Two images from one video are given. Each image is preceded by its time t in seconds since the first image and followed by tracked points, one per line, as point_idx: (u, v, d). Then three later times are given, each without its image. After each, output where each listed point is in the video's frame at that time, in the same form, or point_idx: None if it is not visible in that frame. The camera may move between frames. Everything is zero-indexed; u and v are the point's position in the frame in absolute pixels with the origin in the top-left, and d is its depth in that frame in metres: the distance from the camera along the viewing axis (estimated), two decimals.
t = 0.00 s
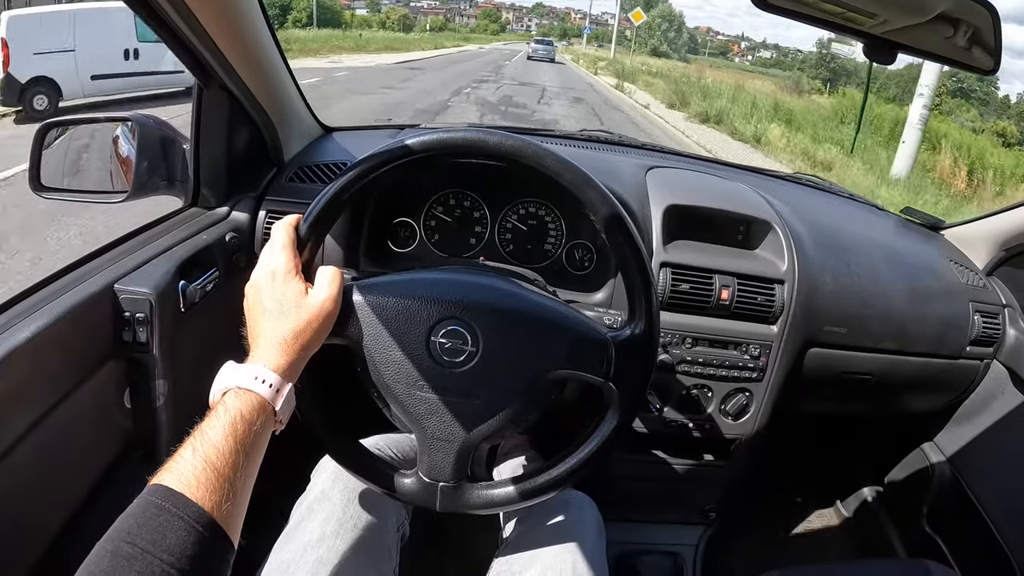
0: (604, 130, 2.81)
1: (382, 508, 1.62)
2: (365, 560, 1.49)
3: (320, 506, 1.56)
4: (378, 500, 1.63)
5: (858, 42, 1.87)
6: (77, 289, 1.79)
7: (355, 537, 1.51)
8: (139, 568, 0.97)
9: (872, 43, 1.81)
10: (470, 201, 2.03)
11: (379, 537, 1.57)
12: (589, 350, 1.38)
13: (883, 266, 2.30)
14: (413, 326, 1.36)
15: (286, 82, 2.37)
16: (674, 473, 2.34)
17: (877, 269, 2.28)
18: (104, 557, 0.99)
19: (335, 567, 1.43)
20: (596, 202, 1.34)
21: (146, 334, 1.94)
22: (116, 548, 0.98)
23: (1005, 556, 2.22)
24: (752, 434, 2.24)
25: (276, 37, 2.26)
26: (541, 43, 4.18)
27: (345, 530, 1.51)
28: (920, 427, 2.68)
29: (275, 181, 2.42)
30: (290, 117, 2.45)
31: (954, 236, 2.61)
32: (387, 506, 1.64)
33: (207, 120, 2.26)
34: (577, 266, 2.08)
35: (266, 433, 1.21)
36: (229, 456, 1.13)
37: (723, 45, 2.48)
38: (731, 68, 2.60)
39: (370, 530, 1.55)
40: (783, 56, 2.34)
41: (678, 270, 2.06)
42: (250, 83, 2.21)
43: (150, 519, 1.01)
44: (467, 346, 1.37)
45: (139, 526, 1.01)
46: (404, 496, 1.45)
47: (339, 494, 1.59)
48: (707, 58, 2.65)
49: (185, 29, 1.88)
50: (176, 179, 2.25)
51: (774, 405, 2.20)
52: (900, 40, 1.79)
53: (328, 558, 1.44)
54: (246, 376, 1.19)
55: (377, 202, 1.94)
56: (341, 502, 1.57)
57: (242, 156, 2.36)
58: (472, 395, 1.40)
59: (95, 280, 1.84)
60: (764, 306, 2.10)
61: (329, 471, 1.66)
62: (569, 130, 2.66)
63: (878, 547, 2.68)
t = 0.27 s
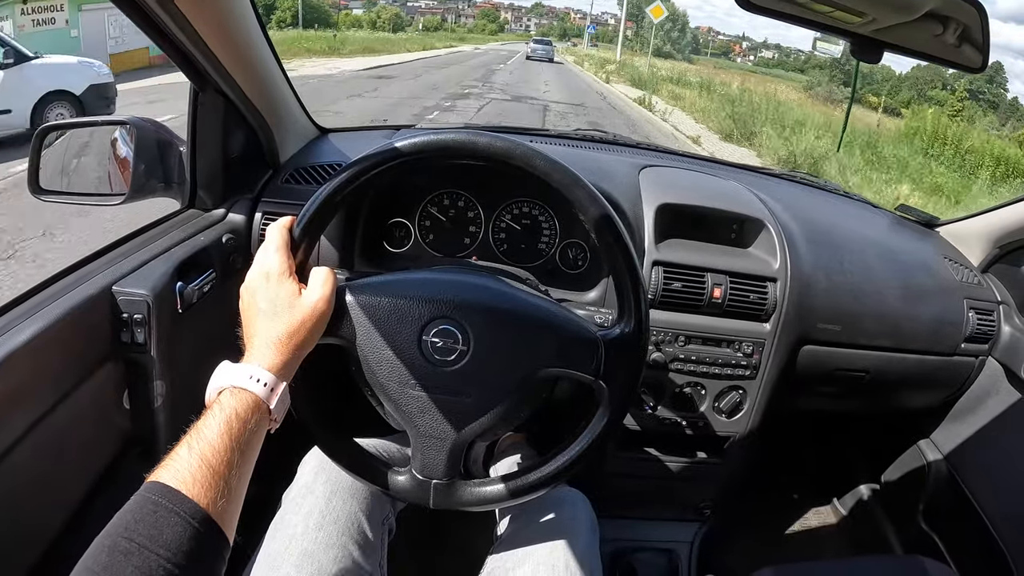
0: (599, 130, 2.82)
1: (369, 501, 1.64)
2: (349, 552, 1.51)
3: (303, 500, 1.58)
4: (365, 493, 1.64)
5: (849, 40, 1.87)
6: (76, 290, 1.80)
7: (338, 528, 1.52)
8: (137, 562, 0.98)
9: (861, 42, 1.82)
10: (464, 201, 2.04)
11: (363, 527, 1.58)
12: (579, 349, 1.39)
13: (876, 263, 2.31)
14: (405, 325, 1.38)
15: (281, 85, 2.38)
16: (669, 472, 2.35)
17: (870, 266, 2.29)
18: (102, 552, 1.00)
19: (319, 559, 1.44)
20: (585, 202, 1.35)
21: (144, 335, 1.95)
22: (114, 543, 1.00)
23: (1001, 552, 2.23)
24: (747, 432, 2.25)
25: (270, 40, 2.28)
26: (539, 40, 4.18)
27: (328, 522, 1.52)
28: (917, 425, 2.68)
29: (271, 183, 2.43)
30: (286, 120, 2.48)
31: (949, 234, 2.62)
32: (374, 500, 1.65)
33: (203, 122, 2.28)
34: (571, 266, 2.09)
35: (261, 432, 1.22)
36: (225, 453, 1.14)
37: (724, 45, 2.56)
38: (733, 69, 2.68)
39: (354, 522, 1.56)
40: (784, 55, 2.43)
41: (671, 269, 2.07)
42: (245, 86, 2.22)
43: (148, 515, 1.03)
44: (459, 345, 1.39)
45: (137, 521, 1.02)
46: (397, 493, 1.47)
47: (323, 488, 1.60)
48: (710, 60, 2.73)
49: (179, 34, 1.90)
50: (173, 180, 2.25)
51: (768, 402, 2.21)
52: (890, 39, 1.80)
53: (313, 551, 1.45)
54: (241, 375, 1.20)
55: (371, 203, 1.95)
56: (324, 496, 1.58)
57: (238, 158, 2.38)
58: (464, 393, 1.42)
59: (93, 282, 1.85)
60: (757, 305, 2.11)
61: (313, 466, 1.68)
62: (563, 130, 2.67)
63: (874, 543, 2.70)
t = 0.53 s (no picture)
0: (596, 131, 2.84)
1: (346, 499, 1.66)
2: (331, 547, 1.52)
3: (281, 498, 1.60)
4: (343, 491, 1.66)
5: (842, 42, 1.89)
6: (77, 294, 1.81)
7: (317, 522, 1.54)
8: (142, 563, 0.99)
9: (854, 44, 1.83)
10: (461, 203, 2.06)
11: (342, 523, 1.60)
12: (575, 350, 1.41)
13: (872, 262, 2.32)
14: (403, 328, 1.39)
15: (278, 88, 2.40)
16: (666, 471, 2.37)
17: (866, 266, 2.30)
18: (107, 553, 1.01)
19: (300, 553, 1.46)
20: (580, 206, 1.36)
21: (145, 339, 1.97)
22: (118, 544, 1.01)
23: (999, 550, 2.24)
24: (744, 431, 2.27)
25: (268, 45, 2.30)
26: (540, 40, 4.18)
27: (307, 517, 1.54)
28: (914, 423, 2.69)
29: (270, 186, 2.45)
30: (285, 124, 2.49)
31: (945, 233, 2.63)
32: (351, 497, 1.67)
33: (202, 126, 2.30)
34: (568, 267, 2.10)
35: (261, 434, 1.23)
36: (226, 455, 1.15)
37: (725, 45, 2.58)
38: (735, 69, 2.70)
39: (332, 517, 1.58)
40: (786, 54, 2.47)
41: (667, 270, 2.09)
42: (242, 89, 2.24)
43: (151, 516, 1.04)
44: (456, 347, 1.40)
45: (141, 523, 1.03)
46: (396, 494, 1.48)
47: (300, 485, 1.62)
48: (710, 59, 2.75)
49: (176, 39, 1.92)
50: (172, 185, 2.30)
51: (765, 401, 2.23)
52: (882, 40, 1.81)
53: (293, 545, 1.47)
54: (242, 378, 1.21)
55: (369, 207, 1.97)
56: (302, 492, 1.60)
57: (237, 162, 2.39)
58: (461, 395, 1.43)
59: (95, 286, 1.87)
60: (753, 305, 2.12)
61: (291, 465, 1.69)
62: (560, 131, 2.69)
63: (872, 541, 2.71)
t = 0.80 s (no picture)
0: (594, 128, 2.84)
1: (340, 496, 1.65)
2: (325, 544, 1.52)
3: (274, 496, 1.59)
4: (338, 488, 1.66)
5: (838, 37, 1.88)
6: (74, 295, 1.81)
7: (310, 519, 1.54)
8: (137, 561, 0.99)
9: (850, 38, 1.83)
10: (458, 201, 2.06)
11: (336, 520, 1.59)
12: (570, 348, 1.40)
13: (870, 258, 2.32)
14: (398, 326, 1.39)
15: (274, 89, 2.39)
16: (664, 469, 2.37)
17: (864, 261, 2.30)
18: (102, 552, 1.01)
19: (294, 550, 1.46)
20: (575, 203, 1.36)
21: (142, 339, 1.96)
22: (113, 543, 1.00)
23: (1000, 545, 2.24)
24: (743, 427, 2.26)
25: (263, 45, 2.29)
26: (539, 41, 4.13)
27: (300, 514, 1.53)
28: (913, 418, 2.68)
29: (266, 185, 2.44)
30: (281, 123, 2.49)
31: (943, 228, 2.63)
32: (345, 495, 1.67)
33: (197, 125, 2.30)
34: (565, 264, 2.09)
35: (257, 434, 1.23)
36: (221, 455, 1.15)
37: (727, 44, 2.61)
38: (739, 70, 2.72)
39: (326, 513, 1.58)
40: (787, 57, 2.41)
41: (664, 266, 2.08)
42: (238, 88, 2.23)
43: (146, 514, 1.04)
44: (452, 344, 1.40)
45: (136, 521, 1.03)
46: (392, 492, 1.48)
47: (292, 481, 1.61)
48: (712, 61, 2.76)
49: (171, 40, 1.91)
50: (168, 187, 2.28)
51: (763, 397, 2.23)
52: (877, 35, 1.81)
53: (287, 543, 1.47)
54: (237, 377, 1.21)
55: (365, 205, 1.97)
56: (295, 489, 1.59)
57: (232, 162, 2.39)
58: (457, 393, 1.43)
59: (91, 287, 1.86)
60: (751, 301, 2.12)
61: (284, 462, 1.69)
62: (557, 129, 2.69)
63: (872, 537, 2.71)
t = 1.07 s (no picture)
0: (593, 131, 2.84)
1: (341, 499, 1.66)
2: (327, 547, 1.52)
3: (275, 498, 1.59)
4: (339, 491, 1.66)
5: (837, 40, 1.89)
6: (76, 298, 1.81)
7: (311, 522, 1.54)
8: (139, 553, 1.00)
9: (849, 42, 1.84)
10: (458, 204, 2.06)
11: (337, 523, 1.60)
12: (571, 354, 1.41)
13: (869, 260, 2.32)
14: (400, 329, 1.39)
15: (274, 91, 2.40)
16: (664, 471, 2.37)
17: (863, 263, 2.30)
18: (104, 544, 1.01)
19: (295, 553, 1.46)
20: (579, 210, 1.36)
21: (143, 342, 1.96)
22: (115, 534, 1.01)
23: (999, 546, 2.25)
24: (743, 429, 2.27)
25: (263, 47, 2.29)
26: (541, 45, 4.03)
27: (301, 517, 1.54)
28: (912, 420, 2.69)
29: (267, 188, 2.46)
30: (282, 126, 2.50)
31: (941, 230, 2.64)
32: (347, 497, 1.68)
33: (198, 128, 2.30)
34: (565, 267, 2.10)
35: (259, 427, 1.23)
36: (224, 448, 1.15)
37: (729, 45, 2.51)
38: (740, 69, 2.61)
39: (327, 516, 1.58)
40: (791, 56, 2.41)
41: (664, 269, 2.09)
42: (237, 90, 2.23)
43: (148, 507, 1.04)
44: (454, 348, 1.40)
45: (138, 514, 1.03)
46: (393, 494, 1.48)
47: (293, 483, 1.62)
48: (716, 60, 2.70)
49: (171, 42, 1.91)
50: (168, 189, 2.29)
51: (763, 399, 2.23)
52: (877, 38, 1.82)
53: (289, 546, 1.47)
54: (241, 371, 1.21)
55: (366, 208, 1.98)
56: (296, 492, 1.60)
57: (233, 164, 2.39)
58: (457, 396, 1.43)
59: (92, 290, 1.86)
60: (750, 303, 2.12)
61: (284, 464, 1.69)
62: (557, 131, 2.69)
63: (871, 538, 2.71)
